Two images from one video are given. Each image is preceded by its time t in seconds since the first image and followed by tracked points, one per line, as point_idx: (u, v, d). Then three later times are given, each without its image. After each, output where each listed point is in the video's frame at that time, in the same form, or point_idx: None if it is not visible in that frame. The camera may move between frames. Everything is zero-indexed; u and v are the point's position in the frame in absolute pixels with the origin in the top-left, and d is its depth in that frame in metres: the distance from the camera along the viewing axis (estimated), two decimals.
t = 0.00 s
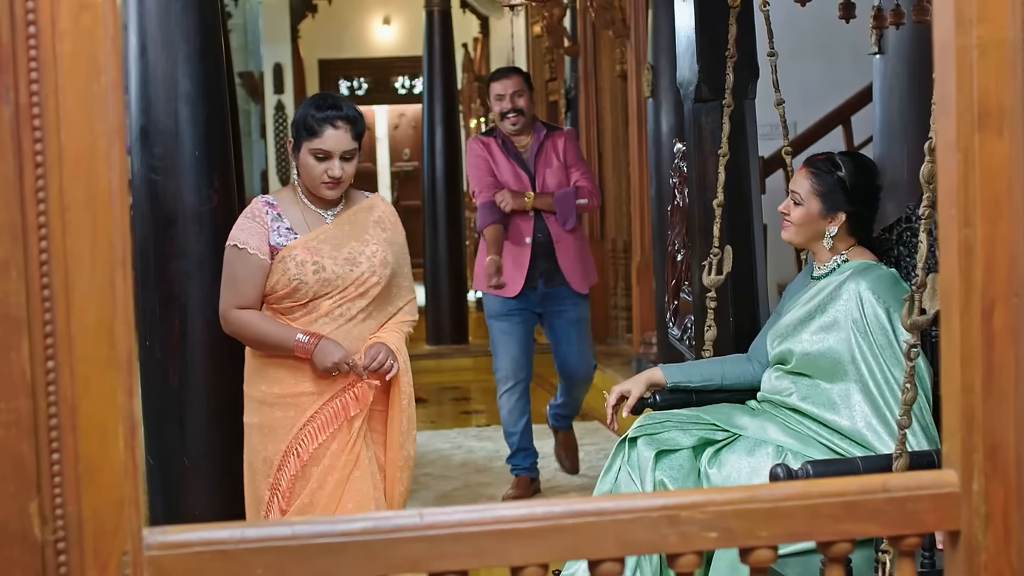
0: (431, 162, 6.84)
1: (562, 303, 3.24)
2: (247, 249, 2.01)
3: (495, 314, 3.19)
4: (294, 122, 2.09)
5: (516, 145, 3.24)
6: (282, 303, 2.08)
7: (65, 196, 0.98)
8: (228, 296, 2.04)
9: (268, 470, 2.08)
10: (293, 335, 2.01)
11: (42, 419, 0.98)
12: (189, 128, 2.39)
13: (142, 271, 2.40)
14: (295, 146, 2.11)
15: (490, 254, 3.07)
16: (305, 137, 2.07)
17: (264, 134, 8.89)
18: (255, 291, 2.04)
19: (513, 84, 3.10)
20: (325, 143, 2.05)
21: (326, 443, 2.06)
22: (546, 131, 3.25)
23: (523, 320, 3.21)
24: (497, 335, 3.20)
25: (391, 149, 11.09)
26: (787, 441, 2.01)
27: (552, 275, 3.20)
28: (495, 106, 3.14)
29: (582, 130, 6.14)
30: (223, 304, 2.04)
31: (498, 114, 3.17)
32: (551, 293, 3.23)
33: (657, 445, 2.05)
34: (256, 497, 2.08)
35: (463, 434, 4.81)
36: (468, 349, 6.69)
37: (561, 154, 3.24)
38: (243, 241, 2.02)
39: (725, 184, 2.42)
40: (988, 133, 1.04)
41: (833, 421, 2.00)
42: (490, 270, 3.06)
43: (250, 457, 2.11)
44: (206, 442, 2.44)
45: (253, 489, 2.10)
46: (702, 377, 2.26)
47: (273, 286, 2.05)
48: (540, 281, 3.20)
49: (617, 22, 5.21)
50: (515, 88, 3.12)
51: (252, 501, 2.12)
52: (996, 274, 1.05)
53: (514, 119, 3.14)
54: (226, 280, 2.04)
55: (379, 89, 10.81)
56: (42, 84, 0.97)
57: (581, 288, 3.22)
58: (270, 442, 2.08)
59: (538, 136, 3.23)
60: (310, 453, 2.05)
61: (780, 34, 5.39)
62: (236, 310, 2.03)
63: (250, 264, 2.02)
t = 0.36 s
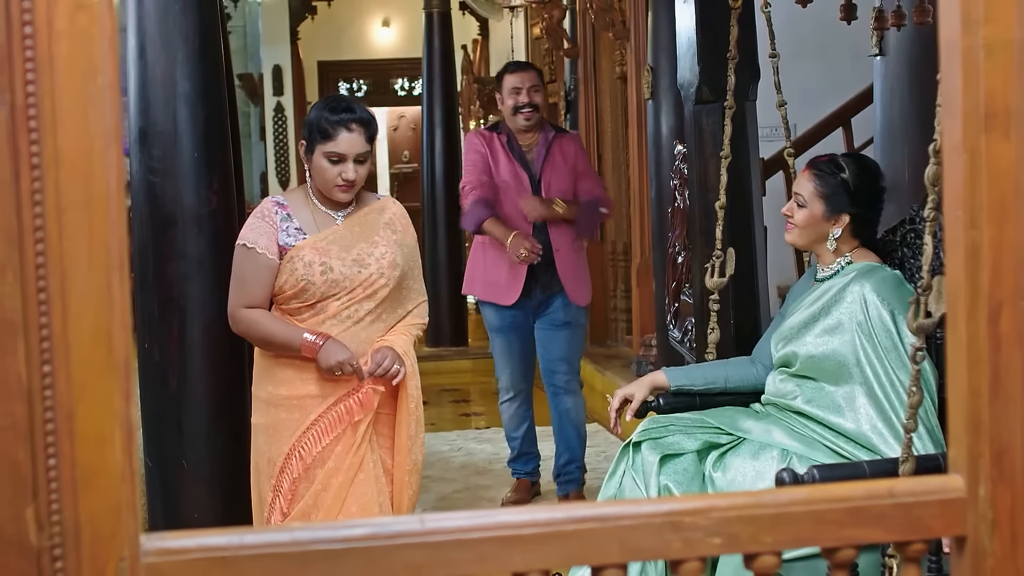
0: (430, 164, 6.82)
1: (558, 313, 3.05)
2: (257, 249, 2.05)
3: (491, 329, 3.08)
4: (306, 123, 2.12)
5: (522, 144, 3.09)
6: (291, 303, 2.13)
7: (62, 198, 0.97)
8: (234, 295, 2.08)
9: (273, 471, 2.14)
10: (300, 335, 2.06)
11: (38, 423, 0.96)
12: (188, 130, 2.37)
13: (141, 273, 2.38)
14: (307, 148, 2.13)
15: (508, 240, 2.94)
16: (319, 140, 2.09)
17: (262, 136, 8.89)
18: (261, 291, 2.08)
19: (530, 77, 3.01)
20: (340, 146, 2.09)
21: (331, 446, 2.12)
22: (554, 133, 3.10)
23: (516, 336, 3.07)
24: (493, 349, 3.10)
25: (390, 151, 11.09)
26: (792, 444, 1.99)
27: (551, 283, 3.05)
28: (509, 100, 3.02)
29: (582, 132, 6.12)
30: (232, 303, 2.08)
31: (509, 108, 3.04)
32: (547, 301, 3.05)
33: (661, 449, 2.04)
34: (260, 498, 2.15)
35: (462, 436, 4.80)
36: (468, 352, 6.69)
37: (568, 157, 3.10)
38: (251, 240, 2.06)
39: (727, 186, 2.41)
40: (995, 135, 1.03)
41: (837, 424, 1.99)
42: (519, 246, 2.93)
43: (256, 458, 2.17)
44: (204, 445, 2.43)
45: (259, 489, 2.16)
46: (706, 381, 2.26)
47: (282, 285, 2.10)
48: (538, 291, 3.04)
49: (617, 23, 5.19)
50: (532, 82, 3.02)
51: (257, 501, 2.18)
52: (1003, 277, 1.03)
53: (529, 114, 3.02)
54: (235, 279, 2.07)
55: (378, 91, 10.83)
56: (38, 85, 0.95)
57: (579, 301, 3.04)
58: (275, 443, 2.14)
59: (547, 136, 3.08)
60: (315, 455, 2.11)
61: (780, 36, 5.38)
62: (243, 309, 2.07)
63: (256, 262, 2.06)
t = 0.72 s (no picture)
0: (427, 166, 6.81)
1: (562, 320, 2.95)
2: (257, 250, 2.04)
3: (489, 329, 2.99)
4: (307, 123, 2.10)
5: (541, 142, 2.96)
6: (293, 304, 2.11)
7: (56, 200, 0.96)
8: (234, 297, 2.07)
9: (273, 475, 2.12)
10: (302, 337, 2.06)
11: (31, 429, 0.95)
12: (185, 132, 2.36)
13: (137, 276, 2.37)
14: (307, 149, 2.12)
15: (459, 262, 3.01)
16: (321, 140, 2.08)
17: (260, 138, 8.87)
18: (261, 293, 2.07)
19: (557, 73, 2.85)
20: (342, 147, 2.07)
21: (333, 449, 2.11)
22: (579, 132, 2.96)
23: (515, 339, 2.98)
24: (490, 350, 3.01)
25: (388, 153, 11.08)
26: (791, 448, 1.99)
27: (552, 286, 2.93)
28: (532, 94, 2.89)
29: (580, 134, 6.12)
30: (231, 305, 2.08)
31: (533, 103, 2.91)
32: (551, 306, 2.95)
33: (660, 452, 2.03)
34: (258, 502, 2.13)
35: (460, 438, 4.79)
36: (465, 355, 6.68)
37: (592, 160, 2.96)
38: (251, 241, 2.04)
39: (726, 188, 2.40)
40: (999, 137, 1.02)
41: (837, 427, 1.98)
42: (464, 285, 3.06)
43: (255, 462, 2.15)
44: (201, 449, 2.41)
45: (258, 494, 2.15)
46: (704, 384, 2.25)
47: (283, 286, 2.09)
48: (539, 290, 2.93)
49: (614, 25, 5.18)
50: (558, 77, 2.86)
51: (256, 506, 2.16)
52: (1007, 281, 1.03)
53: (553, 111, 2.88)
54: (235, 281, 2.06)
55: (375, 93, 10.84)
56: (32, 85, 0.94)
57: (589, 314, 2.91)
58: (275, 447, 2.13)
59: (568, 136, 2.93)
60: (317, 458, 2.10)
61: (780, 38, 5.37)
62: (244, 311, 2.06)
63: (255, 263, 2.05)
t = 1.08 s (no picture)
0: (425, 168, 6.80)
1: (571, 333, 2.82)
2: (252, 254, 2.03)
3: (497, 340, 2.81)
4: (306, 124, 2.09)
5: (534, 146, 2.82)
6: (288, 307, 2.10)
7: (49, 203, 0.94)
8: (228, 300, 2.06)
9: (270, 481, 2.11)
10: (299, 339, 2.05)
11: (24, 435, 0.94)
12: (181, 134, 2.34)
13: (134, 279, 2.37)
14: (308, 150, 2.10)
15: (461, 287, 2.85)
16: (323, 139, 2.07)
17: (256, 139, 8.86)
18: (254, 297, 2.06)
19: (546, 72, 2.72)
20: (346, 143, 2.07)
21: (331, 453, 2.10)
22: (574, 133, 2.83)
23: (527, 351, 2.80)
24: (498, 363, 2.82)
25: (385, 155, 11.06)
26: (787, 451, 1.98)
27: (562, 298, 2.81)
28: (522, 97, 2.75)
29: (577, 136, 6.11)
30: (225, 309, 2.06)
31: (523, 106, 2.77)
32: (560, 319, 2.82)
33: (655, 455, 2.03)
34: (255, 508, 2.12)
35: (457, 441, 4.78)
36: (463, 357, 6.66)
37: (591, 162, 2.82)
38: (244, 245, 2.04)
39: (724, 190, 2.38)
40: (1005, 139, 1.01)
41: (834, 431, 1.97)
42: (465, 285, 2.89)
43: (252, 468, 2.14)
44: (197, 452, 2.40)
45: (255, 500, 2.13)
46: (701, 387, 2.23)
47: (278, 289, 2.07)
48: (548, 301, 2.80)
49: (612, 26, 5.18)
50: (549, 77, 2.73)
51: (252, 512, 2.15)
52: (1013, 284, 1.01)
53: (547, 113, 2.75)
54: (229, 285, 2.05)
55: (372, 95, 10.88)
56: (26, 86, 0.93)
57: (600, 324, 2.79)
58: (272, 452, 2.11)
59: (563, 138, 2.80)
60: (315, 463, 2.09)
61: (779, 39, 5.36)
62: (239, 315, 2.05)
63: (249, 266, 2.04)
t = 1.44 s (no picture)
0: (421, 169, 6.79)
1: (574, 334, 2.69)
2: (253, 259, 2.01)
3: (493, 357, 2.65)
4: (319, 124, 2.11)
5: (510, 143, 2.68)
6: (288, 312, 2.09)
7: (41, 207, 0.93)
8: (226, 306, 2.04)
9: (270, 488, 2.09)
10: (306, 343, 2.03)
11: (16, 441, 0.92)
12: (177, 135, 2.32)
13: (129, 281, 2.35)
14: (329, 148, 2.12)
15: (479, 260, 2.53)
16: (343, 131, 2.13)
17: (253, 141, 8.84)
18: (252, 301, 2.03)
19: (517, 67, 2.60)
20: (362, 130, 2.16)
21: (334, 459, 2.10)
22: (549, 128, 2.71)
23: (526, 363, 2.65)
24: (494, 380, 2.66)
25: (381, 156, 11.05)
26: (783, 455, 1.96)
27: (562, 298, 2.66)
28: (496, 95, 2.61)
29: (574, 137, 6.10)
30: (223, 315, 2.03)
31: (496, 106, 2.63)
32: (562, 322, 2.68)
33: (651, 459, 2.01)
34: (254, 516, 2.10)
35: (455, 444, 4.77)
36: (460, 359, 6.65)
37: (571, 155, 2.72)
38: (244, 249, 2.02)
39: (721, 190, 2.37)
40: (1012, 140, 1.00)
41: (830, 434, 1.96)
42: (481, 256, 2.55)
43: (250, 475, 2.12)
44: (193, 455, 2.38)
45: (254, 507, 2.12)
46: (697, 390, 2.21)
47: (279, 294, 2.06)
48: (548, 302, 2.64)
49: (610, 28, 5.18)
50: (519, 72, 2.61)
51: (251, 519, 2.14)
52: (1019, 287, 1.00)
53: (520, 109, 2.61)
54: (228, 290, 2.03)
55: (369, 97, 10.94)
56: (18, 87, 0.92)
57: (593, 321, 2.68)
58: (272, 459, 2.09)
59: (540, 134, 2.69)
60: (319, 469, 2.08)
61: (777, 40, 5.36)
62: (239, 321, 2.02)
63: (248, 270, 2.02)
